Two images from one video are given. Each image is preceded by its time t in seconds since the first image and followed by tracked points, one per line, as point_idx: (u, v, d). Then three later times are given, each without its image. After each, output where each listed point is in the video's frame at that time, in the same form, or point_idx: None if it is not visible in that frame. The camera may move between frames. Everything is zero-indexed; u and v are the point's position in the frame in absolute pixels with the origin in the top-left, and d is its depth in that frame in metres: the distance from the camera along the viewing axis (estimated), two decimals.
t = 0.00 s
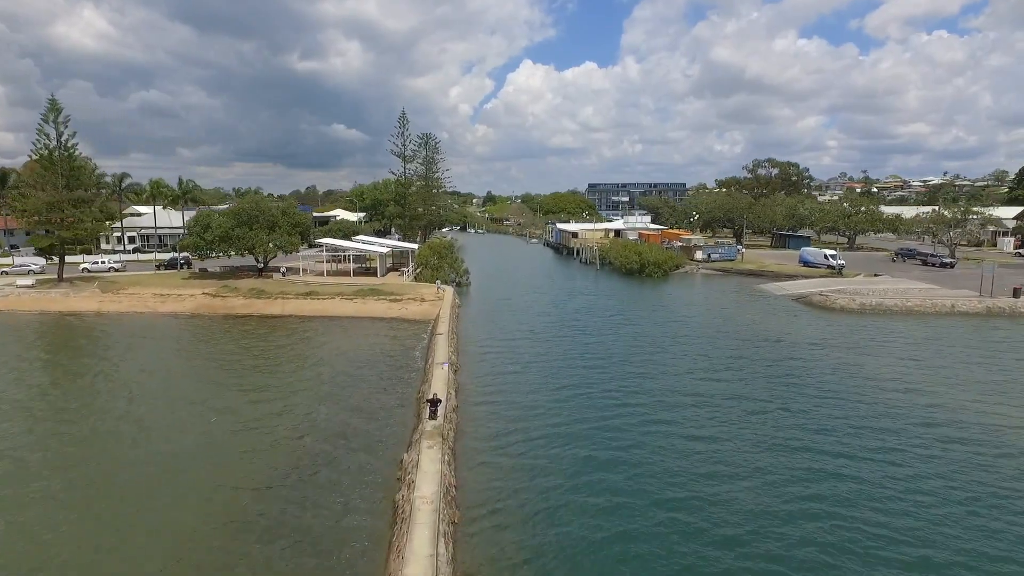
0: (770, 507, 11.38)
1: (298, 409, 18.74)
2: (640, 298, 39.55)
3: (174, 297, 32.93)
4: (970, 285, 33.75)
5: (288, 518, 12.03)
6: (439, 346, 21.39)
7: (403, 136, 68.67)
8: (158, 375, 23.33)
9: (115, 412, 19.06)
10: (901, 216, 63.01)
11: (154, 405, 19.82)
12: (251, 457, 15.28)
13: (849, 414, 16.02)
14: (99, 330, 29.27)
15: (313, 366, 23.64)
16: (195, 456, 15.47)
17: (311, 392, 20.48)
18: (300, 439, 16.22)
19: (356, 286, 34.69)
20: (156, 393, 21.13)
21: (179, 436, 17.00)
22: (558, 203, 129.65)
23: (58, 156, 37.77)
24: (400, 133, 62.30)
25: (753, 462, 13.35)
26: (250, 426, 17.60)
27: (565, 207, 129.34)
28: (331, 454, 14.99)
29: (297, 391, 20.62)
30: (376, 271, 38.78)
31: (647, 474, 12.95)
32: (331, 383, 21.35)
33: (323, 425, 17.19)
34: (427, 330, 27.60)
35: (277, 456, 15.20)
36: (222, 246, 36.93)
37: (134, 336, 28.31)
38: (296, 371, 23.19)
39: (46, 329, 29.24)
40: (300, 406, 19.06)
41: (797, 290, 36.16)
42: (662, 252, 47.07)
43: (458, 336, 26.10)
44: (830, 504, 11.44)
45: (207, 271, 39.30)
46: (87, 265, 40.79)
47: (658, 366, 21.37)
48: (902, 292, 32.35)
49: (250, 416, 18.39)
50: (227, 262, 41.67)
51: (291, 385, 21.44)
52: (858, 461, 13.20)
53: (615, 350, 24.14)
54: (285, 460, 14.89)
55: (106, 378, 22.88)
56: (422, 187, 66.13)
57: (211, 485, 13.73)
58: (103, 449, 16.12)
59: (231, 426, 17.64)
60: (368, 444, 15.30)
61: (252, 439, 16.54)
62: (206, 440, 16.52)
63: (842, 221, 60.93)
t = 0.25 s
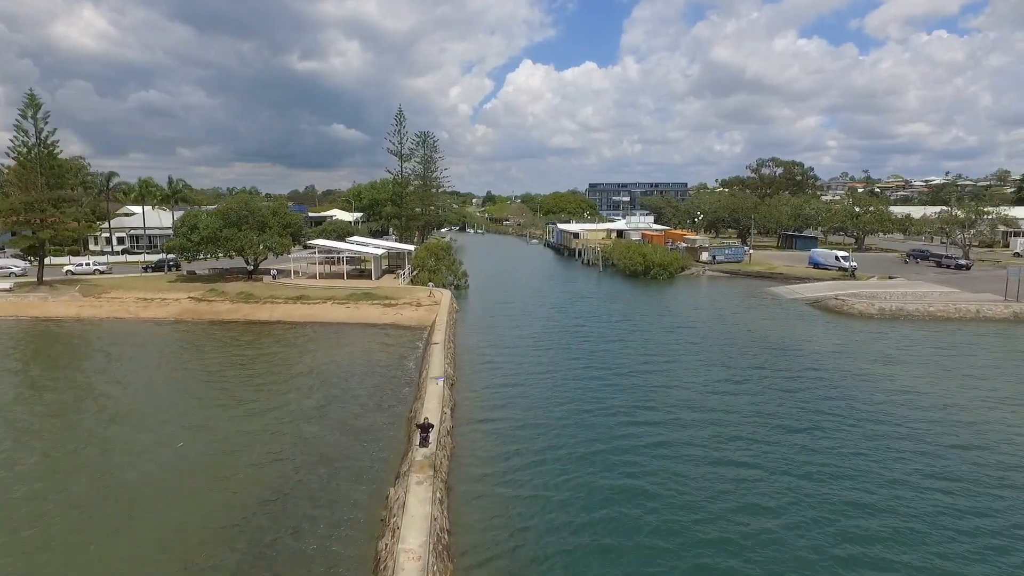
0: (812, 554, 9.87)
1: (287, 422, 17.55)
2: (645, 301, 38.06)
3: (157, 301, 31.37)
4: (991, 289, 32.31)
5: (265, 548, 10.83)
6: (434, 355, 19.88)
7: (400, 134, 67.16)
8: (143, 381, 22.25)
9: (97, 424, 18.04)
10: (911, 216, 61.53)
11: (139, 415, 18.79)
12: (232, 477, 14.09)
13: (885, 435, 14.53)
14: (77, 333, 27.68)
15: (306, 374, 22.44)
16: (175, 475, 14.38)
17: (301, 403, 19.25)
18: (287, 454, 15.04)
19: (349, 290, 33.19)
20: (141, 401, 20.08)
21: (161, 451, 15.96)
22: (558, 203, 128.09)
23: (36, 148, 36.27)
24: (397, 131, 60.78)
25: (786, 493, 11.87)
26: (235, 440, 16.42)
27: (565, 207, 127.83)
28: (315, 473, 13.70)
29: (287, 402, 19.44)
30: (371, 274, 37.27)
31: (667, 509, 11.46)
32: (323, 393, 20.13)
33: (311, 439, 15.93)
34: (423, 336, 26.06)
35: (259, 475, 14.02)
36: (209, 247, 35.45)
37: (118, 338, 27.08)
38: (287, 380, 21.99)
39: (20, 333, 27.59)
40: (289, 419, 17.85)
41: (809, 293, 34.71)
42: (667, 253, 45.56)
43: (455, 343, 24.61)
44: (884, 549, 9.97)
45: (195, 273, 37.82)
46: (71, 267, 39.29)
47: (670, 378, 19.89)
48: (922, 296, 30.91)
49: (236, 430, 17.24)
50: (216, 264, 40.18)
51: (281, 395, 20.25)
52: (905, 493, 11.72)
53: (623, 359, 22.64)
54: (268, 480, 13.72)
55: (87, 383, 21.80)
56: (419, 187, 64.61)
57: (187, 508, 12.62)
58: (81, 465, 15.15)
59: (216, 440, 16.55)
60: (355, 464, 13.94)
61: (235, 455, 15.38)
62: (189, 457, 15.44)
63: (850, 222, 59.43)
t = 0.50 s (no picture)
0: None
1: (269, 436, 16.02)
2: (651, 305, 36.54)
3: (138, 307, 29.72)
4: (1015, 294, 30.85)
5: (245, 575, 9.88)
6: (428, 365, 18.23)
7: (397, 132, 65.66)
8: (120, 391, 20.78)
9: (63, 438, 16.59)
10: (921, 216, 60.04)
11: (128, 420, 18.01)
12: (202, 503, 12.59)
13: (931, 464, 13.01)
14: (50, 339, 25.93)
15: (293, 381, 20.87)
16: (141, 498, 12.92)
17: (286, 413, 17.69)
18: (276, 466, 14.05)
19: (341, 294, 31.55)
20: (116, 414, 18.65)
21: (141, 462, 14.88)
22: (558, 203, 126.62)
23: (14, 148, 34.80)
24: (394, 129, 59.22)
25: (830, 541, 10.35)
26: (211, 458, 14.90)
27: (565, 207, 126.29)
28: (294, 503, 12.15)
29: (272, 412, 17.90)
30: (365, 277, 35.74)
31: (692, 554, 10.10)
32: (311, 401, 18.55)
33: (293, 458, 14.40)
34: (418, 343, 24.42)
35: (233, 501, 12.53)
36: (195, 249, 33.91)
37: (95, 344, 25.43)
38: (273, 386, 20.45)
39: None
40: (271, 432, 16.32)
41: (823, 297, 33.26)
42: (672, 255, 44.03)
43: (451, 352, 22.96)
44: None
45: (182, 276, 36.28)
46: (53, 269, 37.78)
47: (684, 393, 18.33)
48: (944, 301, 29.44)
49: (214, 445, 15.74)
50: (205, 267, 38.62)
51: (266, 403, 18.71)
52: (967, 544, 10.21)
53: (632, 370, 21.10)
54: (238, 511, 12.08)
55: (59, 394, 20.35)
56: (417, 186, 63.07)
57: (149, 540, 11.17)
58: (61, 473, 14.31)
59: (192, 456, 15.10)
60: (338, 494, 12.37)
61: (209, 476, 13.89)
62: (160, 476, 14.01)
63: (860, 223, 57.94)
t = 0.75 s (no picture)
0: None
1: (247, 459, 14.59)
2: (657, 309, 35.04)
3: (118, 312, 28.20)
4: None
5: None
6: (420, 380, 16.69)
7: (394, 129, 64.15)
8: (93, 403, 19.41)
9: (25, 458, 15.25)
10: (932, 216, 58.59)
11: (91, 440, 16.44)
12: (163, 540, 11.15)
13: (985, 498, 11.53)
14: (21, 347, 24.39)
15: (278, 395, 19.42)
16: (91, 537, 11.37)
17: (268, 432, 16.24)
18: (247, 499, 12.49)
19: (332, 299, 29.98)
20: (84, 431, 17.21)
21: (98, 492, 13.31)
22: (559, 202, 125.11)
23: None
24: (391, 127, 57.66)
25: None
26: (181, 484, 13.48)
27: (566, 207, 124.72)
28: (265, 545, 10.68)
29: (253, 430, 16.46)
30: (359, 279, 34.23)
31: None
32: (296, 418, 17.09)
33: (269, 488, 12.89)
34: (412, 352, 22.90)
35: (196, 542, 10.99)
36: (180, 250, 32.43)
37: (69, 353, 23.91)
38: (257, 400, 19.00)
39: None
40: (250, 454, 14.88)
41: (838, 301, 31.83)
42: (678, 256, 42.51)
43: (447, 363, 21.43)
44: None
45: (168, 279, 34.80)
46: (34, 271, 36.27)
47: (699, 409, 16.86)
48: (968, 305, 28.01)
49: (186, 469, 14.32)
50: (193, 269, 37.13)
51: (248, 420, 17.28)
52: None
53: (641, 383, 19.60)
54: (199, 555, 10.53)
55: (28, 407, 19.00)
56: (415, 185, 61.52)
57: None
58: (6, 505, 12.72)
59: (156, 484, 13.55)
60: (314, 535, 10.84)
61: (172, 510, 12.34)
62: (118, 509, 12.46)
63: (869, 223, 56.51)
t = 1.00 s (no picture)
0: None
1: (216, 488, 12.96)
2: (664, 312, 33.47)
3: (95, 318, 26.63)
4: None
5: None
6: (410, 397, 15.09)
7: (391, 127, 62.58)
8: (59, 418, 17.90)
9: None
10: (943, 216, 57.12)
11: (46, 463, 14.80)
12: None
13: None
14: None
15: (259, 411, 17.84)
16: None
17: (243, 455, 14.65)
18: (210, 540, 10.85)
19: (321, 304, 28.37)
20: (41, 451, 15.57)
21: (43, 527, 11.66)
22: (559, 202, 123.57)
23: None
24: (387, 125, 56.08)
25: None
26: (139, 517, 11.90)
27: (566, 207, 123.08)
28: None
29: (227, 454, 14.89)
30: (352, 282, 32.66)
31: None
32: (275, 439, 15.52)
33: (236, 525, 11.27)
34: (405, 361, 21.29)
35: None
36: (163, 252, 30.84)
37: (37, 363, 22.29)
38: (235, 418, 17.46)
39: None
40: (221, 482, 13.29)
41: (855, 305, 30.35)
42: (685, 258, 40.92)
43: (442, 376, 19.81)
44: None
45: (152, 282, 33.23)
46: (13, 275, 34.69)
47: (719, 430, 15.24)
48: (994, 310, 26.56)
49: (149, 498, 12.76)
50: (179, 272, 35.56)
51: (223, 442, 15.74)
52: None
53: (653, 398, 18.01)
54: None
55: None
56: (412, 185, 59.92)
57: None
58: None
59: (110, 518, 11.92)
60: None
61: (123, 551, 10.71)
62: (62, 549, 10.81)
63: (879, 224, 55.05)
